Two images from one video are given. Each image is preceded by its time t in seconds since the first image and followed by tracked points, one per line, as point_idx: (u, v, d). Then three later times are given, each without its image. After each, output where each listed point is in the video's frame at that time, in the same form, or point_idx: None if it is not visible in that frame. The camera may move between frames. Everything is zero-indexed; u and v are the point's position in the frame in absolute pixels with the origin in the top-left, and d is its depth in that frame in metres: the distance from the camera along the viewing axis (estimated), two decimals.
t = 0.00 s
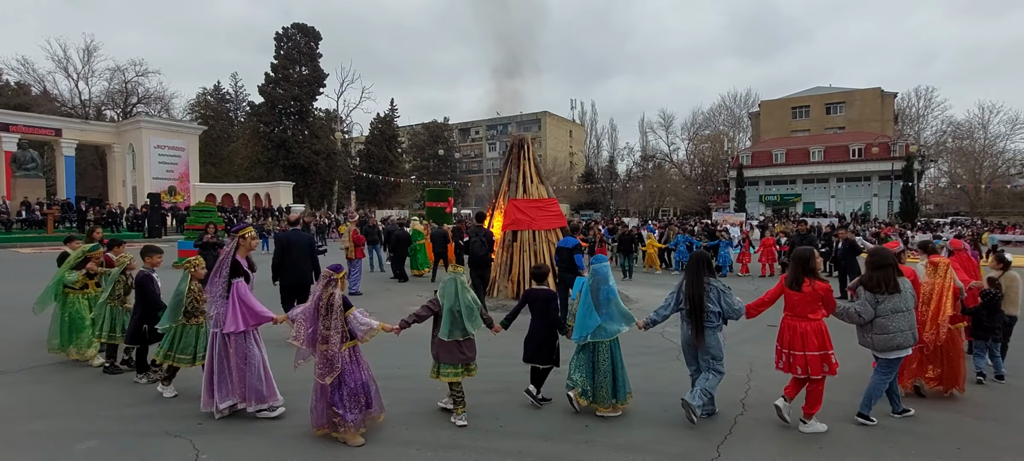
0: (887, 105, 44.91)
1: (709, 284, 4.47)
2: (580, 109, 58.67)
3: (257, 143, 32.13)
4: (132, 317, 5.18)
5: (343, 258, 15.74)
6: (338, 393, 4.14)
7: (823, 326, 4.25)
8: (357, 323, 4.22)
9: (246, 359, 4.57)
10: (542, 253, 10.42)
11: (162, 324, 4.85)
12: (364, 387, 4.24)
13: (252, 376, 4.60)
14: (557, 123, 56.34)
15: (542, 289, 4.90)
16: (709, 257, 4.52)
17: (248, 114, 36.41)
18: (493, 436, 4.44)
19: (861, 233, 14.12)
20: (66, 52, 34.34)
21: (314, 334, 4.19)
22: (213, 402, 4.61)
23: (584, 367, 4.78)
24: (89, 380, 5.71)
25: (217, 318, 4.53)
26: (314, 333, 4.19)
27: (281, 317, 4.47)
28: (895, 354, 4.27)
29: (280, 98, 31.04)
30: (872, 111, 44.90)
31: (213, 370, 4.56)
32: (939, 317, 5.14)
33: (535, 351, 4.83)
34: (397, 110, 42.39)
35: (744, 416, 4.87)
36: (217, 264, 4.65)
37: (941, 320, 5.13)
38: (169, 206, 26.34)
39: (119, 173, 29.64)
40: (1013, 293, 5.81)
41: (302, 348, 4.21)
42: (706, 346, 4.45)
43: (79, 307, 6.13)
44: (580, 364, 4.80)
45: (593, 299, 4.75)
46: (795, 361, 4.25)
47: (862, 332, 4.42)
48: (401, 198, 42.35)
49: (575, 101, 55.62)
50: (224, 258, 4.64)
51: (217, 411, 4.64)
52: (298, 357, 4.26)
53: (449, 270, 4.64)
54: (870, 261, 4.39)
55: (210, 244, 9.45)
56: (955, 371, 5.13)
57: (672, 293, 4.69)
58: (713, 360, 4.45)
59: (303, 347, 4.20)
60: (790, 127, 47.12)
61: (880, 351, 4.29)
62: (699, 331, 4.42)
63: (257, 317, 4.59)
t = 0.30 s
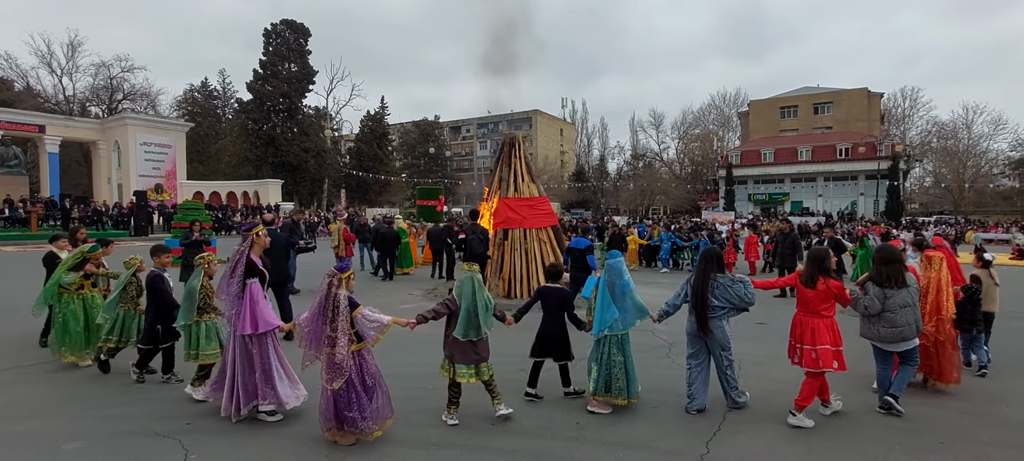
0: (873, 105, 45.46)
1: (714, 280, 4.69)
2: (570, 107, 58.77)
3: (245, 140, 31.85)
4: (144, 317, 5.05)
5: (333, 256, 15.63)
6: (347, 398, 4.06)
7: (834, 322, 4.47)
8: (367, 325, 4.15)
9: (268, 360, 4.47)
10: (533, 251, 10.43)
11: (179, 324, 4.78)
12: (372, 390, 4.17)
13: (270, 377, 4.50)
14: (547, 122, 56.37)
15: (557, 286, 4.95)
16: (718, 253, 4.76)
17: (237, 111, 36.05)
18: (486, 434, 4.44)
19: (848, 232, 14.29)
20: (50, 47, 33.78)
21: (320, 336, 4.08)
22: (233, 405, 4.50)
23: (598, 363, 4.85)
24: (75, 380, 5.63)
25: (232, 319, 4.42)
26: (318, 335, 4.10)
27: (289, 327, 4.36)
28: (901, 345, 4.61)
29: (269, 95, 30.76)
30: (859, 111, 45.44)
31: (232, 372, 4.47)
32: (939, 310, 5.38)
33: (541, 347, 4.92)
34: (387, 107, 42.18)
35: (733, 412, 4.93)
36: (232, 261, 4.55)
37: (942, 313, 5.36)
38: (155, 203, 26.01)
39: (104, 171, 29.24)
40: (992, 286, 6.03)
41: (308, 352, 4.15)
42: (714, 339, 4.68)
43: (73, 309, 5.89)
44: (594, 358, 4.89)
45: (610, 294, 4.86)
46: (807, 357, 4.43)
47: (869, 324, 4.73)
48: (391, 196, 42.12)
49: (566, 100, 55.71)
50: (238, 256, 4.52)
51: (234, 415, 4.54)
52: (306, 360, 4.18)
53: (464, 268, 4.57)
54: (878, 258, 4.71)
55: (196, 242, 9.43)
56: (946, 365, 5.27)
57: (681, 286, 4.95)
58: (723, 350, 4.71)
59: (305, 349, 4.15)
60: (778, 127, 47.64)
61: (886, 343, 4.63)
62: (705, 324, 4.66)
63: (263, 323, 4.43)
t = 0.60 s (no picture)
0: (853, 110, 46.35)
1: (733, 284, 4.86)
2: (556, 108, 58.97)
3: (226, 138, 31.33)
4: (148, 321, 4.82)
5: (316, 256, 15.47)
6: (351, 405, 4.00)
7: (837, 318, 4.66)
8: (385, 330, 4.13)
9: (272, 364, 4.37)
10: (519, 251, 10.45)
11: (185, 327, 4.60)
12: (376, 400, 4.07)
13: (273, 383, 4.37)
14: (533, 123, 56.48)
15: (567, 285, 5.12)
16: (741, 257, 4.91)
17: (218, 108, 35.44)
18: (471, 433, 4.45)
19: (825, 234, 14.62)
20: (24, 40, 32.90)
21: (332, 338, 4.02)
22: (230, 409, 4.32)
23: (605, 357, 5.09)
24: (49, 382, 5.49)
25: (242, 321, 4.28)
26: (327, 338, 4.03)
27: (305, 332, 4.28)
28: (893, 343, 4.73)
29: (251, 92, 30.31)
30: (838, 116, 46.34)
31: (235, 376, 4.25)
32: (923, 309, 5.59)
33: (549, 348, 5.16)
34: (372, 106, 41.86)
35: (714, 411, 5.00)
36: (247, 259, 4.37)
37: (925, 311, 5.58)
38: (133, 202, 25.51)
39: (80, 168, 28.54)
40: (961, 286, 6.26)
41: (316, 360, 4.05)
42: (721, 333, 4.88)
43: (70, 311, 5.77)
44: (602, 354, 5.12)
45: (614, 288, 5.05)
46: (805, 347, 4.70)
47: (862, 324, 4.84)
48: (375, 196, 41.81)
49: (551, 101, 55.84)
50: (252, 256, 4.35)
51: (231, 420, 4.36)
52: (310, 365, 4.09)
53: (479, 269, 4.58)
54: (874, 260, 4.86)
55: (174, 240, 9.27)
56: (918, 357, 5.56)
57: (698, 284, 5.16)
58: (730, 347, 4.88)
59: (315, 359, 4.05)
60: (760, 130, 48.49)
61: (879, 341, 4.74)
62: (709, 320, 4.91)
63: (274, 327, 4.28)
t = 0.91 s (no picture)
0: (840, 113, 46.92)
1: (745, 283, 4.99)
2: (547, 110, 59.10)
3: (215, 138, 31.06)
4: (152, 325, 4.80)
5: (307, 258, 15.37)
6: (374, 408, 3.96)
7: (851, 318, 4.76)
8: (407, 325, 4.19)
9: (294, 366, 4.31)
10: (511, 253, 10.44)
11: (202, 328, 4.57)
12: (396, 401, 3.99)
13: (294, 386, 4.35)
14: (525, 124, 56.54)
15: (578, 287, 5.23)
16: (756, 257, 5.04)
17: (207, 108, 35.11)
18: (462, 435, 4.44)
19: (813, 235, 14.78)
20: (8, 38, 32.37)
21: (351, 338, 4.00)
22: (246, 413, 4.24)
23: (619, 355, 5.27)
24: (34, 386, 5.41)
25: (271, 323, 4.29)
26: (348, 339, 4.02)
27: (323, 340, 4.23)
28: (900, 338, 4.90)
29: (241, 92, 30.04)
30: (826, 119, 46.90)
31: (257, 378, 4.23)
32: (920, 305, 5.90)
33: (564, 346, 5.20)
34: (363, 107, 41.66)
35: (704, 412, 5.03)
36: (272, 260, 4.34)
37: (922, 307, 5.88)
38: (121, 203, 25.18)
39: (65, 168, 28.12)
40: (942, 285, 6.39)
41: (339, 357, 4.06)
42: (731, 329, 5.02)
43: (75, 313, 5.65)
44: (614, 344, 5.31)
45: (629, 291, 5.25)
46: (821, 349, 4.75)
47: (869, 319, 5.04)
48: (367, 196, 41.63)
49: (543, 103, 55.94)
50: (277, 256, 4.32)
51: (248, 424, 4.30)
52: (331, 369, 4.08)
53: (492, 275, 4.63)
54: (874, 258, 5.04)
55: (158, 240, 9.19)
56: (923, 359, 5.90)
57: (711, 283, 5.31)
58: (735, 344, 5.01)
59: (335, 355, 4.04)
60: (750, 133, 48.99)
61: (890, 336, 4.91)
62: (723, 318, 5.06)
63: (299, 329, 4.24)
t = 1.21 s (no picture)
0: (835, 116, 47.17)
1: (763, 283, 5.11)
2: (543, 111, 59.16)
3: (210, 139, 30.97)
4: (175, 331, 4.77)
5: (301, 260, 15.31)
6: (409, 411, 3.97)
7: (866, 316, 4.86)
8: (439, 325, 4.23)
9: (328, 371, 4.25)
10: (507, 255, 10.42)
11: (225, 331, 4.56)
12: (427, 404, 3.99)
13: (336, 388, 4.27)
14: (521, 126, 56.60)
15: (594, 286, 5.24)
16: (770, 258, 5.18)
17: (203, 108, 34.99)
18: (457, 437, 4.43)
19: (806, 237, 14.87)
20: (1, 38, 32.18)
21: (380, 342, 4.04)
22: (285, 417, 4.26)
23: (636, 350, 5.44)
24: (27, 388, 5.37)
25: (299, 327, 4.25)
26: (375, 344, 4.05)
27: (347, 340, 4.18)
28: (902, 339, 4.99)
29: (236, 93, 29.95)
30: (821, 121, 47.18)
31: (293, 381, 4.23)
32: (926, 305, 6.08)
33: (580, 346, 5.22)
34: (359, 108, 41.60)
35: (700, 413, 5.04)
36: (301, 263, 4.37)
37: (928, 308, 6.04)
38: (114, 204, 25.04)
39: (58, 168, 27.94)
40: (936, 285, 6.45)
41: (364, 361, 4.06)
42: (755, 334, 5.14)
43: (96, 317, 5.58)
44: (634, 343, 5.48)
45: (650, 289, 5.38)
46: (845, 346, 4.78)
47: (873, 321, 5.10)
48: (363, 198, 41.54)
49: (539, 104, 55.96)
50: (307, 260, 4.36)
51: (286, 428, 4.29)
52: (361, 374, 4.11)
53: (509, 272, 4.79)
54: (879, 261, 5.10)
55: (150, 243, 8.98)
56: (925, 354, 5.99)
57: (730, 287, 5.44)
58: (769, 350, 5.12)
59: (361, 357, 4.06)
60: (745, 135, 49.22)
61: (892, 338, 5.00)
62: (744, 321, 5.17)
63: (329, 330, 4.21)
